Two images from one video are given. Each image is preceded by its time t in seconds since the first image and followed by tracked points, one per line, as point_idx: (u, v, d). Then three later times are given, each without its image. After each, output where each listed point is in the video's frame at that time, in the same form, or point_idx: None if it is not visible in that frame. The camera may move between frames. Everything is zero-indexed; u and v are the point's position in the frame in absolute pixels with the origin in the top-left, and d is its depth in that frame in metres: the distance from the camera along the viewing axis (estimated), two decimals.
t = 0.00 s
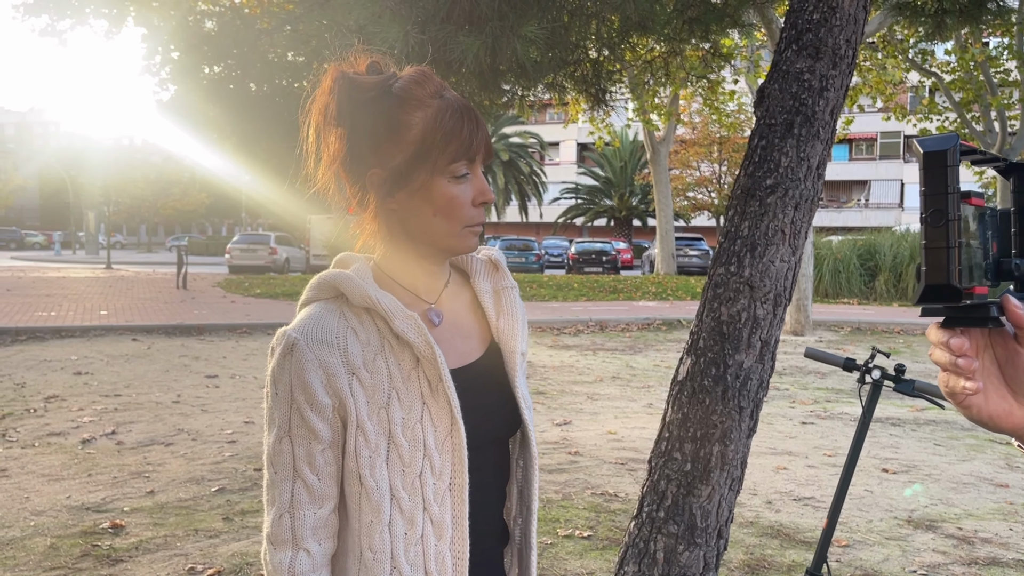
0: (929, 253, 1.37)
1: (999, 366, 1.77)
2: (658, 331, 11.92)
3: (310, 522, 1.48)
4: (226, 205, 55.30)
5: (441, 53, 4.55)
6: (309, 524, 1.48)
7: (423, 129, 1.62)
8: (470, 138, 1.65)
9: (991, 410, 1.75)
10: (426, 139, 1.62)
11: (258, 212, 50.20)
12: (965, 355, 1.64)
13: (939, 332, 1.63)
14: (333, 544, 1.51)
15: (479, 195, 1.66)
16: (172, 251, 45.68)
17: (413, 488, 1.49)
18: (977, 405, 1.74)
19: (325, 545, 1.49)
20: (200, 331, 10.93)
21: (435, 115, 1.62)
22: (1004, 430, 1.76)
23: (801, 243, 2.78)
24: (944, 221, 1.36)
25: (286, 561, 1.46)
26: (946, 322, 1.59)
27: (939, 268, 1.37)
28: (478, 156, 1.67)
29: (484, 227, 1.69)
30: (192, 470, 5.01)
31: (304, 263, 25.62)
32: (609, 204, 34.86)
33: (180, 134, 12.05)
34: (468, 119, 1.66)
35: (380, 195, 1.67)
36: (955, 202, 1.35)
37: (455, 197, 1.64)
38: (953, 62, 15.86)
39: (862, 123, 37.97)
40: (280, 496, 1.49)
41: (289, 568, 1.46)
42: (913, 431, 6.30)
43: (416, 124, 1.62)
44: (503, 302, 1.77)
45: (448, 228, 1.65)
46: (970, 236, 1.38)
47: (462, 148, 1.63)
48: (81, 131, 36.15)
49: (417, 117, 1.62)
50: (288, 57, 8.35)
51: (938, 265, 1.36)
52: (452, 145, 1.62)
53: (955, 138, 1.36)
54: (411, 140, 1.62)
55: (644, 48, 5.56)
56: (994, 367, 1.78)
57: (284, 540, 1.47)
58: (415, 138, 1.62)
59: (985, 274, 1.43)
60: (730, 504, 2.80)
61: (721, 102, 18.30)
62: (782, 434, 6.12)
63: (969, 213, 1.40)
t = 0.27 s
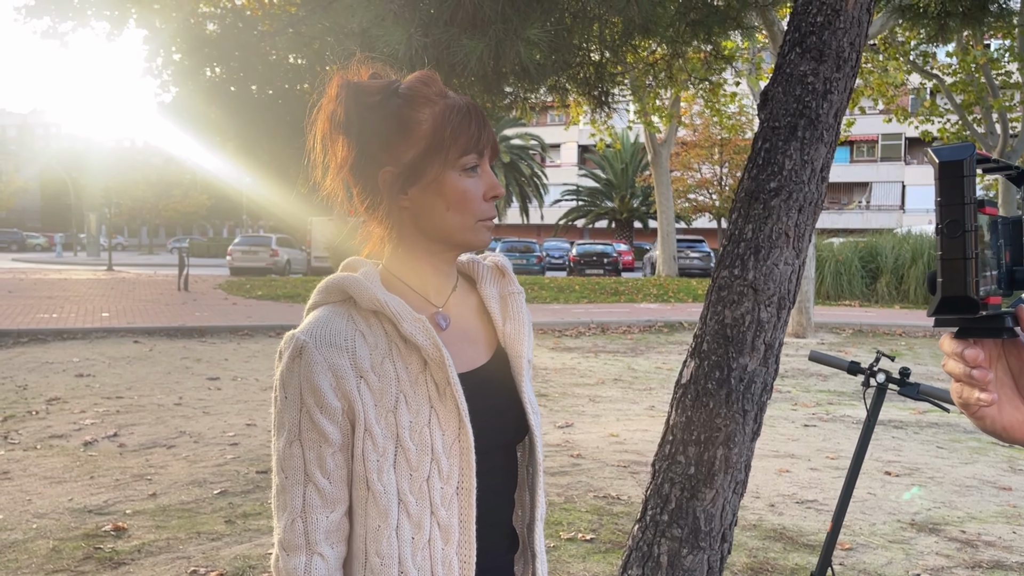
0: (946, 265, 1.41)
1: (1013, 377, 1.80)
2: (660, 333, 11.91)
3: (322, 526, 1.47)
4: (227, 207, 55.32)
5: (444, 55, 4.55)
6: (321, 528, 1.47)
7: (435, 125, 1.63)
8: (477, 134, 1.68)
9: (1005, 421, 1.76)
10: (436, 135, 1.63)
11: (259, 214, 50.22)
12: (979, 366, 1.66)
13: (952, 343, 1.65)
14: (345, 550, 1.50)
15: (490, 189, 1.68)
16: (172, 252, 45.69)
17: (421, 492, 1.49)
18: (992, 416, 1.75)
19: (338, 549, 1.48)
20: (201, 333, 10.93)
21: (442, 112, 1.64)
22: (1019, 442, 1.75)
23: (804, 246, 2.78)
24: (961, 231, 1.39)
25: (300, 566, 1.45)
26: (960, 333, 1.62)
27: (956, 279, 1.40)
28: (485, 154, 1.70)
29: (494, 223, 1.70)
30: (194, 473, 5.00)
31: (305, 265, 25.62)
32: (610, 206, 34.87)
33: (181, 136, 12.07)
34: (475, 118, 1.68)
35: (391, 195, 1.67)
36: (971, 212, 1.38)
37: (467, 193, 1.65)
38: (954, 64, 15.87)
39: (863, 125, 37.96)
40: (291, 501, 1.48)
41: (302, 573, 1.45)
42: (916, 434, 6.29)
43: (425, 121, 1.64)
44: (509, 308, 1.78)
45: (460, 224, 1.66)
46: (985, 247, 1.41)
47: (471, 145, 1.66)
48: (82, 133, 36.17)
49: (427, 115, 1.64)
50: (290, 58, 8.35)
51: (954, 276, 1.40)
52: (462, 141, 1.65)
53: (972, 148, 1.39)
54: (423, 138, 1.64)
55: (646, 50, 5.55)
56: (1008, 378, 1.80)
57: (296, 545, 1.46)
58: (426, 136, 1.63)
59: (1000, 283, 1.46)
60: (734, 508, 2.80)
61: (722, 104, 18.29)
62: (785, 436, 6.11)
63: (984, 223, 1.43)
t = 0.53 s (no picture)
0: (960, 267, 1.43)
1: None
2: (661, 334, 11.91)
3: (334, 520, 1.47)
4: (228, 209, 55.36)
5: (449, 58, 4.56)
6: (333, 522, 1.47)
7: (450, 121, 1.67)
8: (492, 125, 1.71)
9: (1015, 422, 1.77)
10: (452, 129, 1.67)
11: (261, 216, 50.26)
12: (991, 367, 1.70)
13: (965, 344, 1.68)
14: (355, 545, 1.51)
15: (508, 178, 1.70)
16: (174, 254, 45.73)
17: (433, 488, 1.50)
18: (1003, 416, 1.77)
19: (349, 544, 1.48)
20: (203, 334, 10.94)
21: (455, 109, 1.68)
22: None
23: (808, 247, 2.79)
24: (975, 234, 1.41)
25: (311, 560, 1.45)
26: (971, 334, 1.65)
27: (970, 281, 1.42)
28: (500, 149, 1.73)
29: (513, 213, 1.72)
30: (197, 474, 5.01)
31: (307, 267, 25.65)
32: (611, 208, 34.89)
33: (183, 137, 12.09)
34: (488, 114, 1.72)
35: (412, 193, 1.70)
36: (985, 215, 1.40)
37: (486, 184, 1.67)
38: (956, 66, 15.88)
39: (865, 127, 37.96)
40: (304, 494, 1.49)
41: (312, 567, 1.45)
42: (919, 435, 6.29)
43: (439, 119, 1.68)
44: (522, 312, 1.79)
45: (482, 213, 1.67)
46: (999, 249, 1.43)
47: (486, 140, 1.69)
48: (83, 135, 36.23)
49: (441, 114, 1.68)
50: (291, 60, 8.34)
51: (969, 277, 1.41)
52: (478, 135, 1.68)
53: (985, 151, 1.41)
54: (440, 135, 1.67)
55: (648, 52, 5.55)
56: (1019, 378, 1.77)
57: (308, 538, 1.47)
58: (443, 132, 1.67)
59: (1013, 284, 1.47)
60: (738, 509, 2.80)
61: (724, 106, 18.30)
62: (787, 438, 6.12)
63: (996, 225, 1.45)
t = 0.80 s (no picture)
0: (967, 269, 1.44)
1: None
2: (663, 336, 11.92)
3: (348, 517, 1.48)
4: (229, 210, 55.39)
5: (452, 61, 4.57)
6: (346, 519, 1.48)
7: (461, 125, 1.68)
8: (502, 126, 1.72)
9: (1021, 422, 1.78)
10: (463, 132, 1.68)
11: (262, 217, 50.29)
12: (998, 368, 1.70)
13: (972, 345, 1.69)
14: (367, 543, 1.51)
15: (519, 178, 1.71)
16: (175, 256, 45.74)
17: (444, 487, 1.51)
18: (1010, 417, 1.77)
19: (361, 541, 1.49)
20: (205, 336, 10.94)
21: (466, 112, 1.69)
22: None
23: (811, 249, 2.79)
24: (982, 235, 1.43)
25: (325, 557, 1.46)
26: (979, 335, 1.65)
27: (977, 283, 1.43)
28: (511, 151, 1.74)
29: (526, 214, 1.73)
30: (200, 476, 5.01)
31: (308, 269, 25.65)
32: (612, 209, 34.90)
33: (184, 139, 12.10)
34: (498, 117, 1.72)
35: (426, 196, 1.70)
36: (992, 218, 1.42)
37: (499, 186, 1.68)
38: (956, 68, 15.90)
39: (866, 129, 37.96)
40: (318, 491, 1.50)
41: (325, 564, 1.46)
42: (921, 437, 6.30)
43: (450, 122, 1.69)
44: (531, 315, 1.80)
45: (495, 215, 1.68)
46: (1007, 252, 1.44)
47: (497, 142, 1.70)
48: (85, 136, 36.26)
49: (452, 118, 1.68)
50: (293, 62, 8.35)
51: (976, 278, 1.43)
52: (489, 138, 1.69)
53: (991, 156, 1.45)
54: (452, 139, 1.68)
55: (650, 54, 5.55)
56: None
57: (321, 535, 1.47)
58: (455, 136, 1.68)
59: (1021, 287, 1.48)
60: (742, 511, 2.80)
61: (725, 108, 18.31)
62: (789, 440, 6.12)
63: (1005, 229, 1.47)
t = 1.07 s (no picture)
0: (966, 273, 1.44)
1: None
2: (664, 338, 11.92)
3: (354, 517, 1.48)
4: (231, 212, 55.43)
5: (454, 63, 4.57)
6: (352, 519, 1.48)
7: (465, 129, 1.69)
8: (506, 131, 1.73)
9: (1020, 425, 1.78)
10: (467, 137, 1.68)
11: (263, 219, 50.33)
12: (997, 370, 1.71)
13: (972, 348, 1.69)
14: (372, 542, 1.51)
15: (523, 182, 1.72)
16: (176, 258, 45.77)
17: (449, 488, 1.52)
18: (1010, 419, 1.77)
19: (367, 541, 1.49)
20: (207, 338, 10.95)
21: (470, 117, 1.70)
22: None
23: (813, 252, 2.79)
24: (982, 241, 1.43)
25: (331, 556, 1.46)
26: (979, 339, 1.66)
27: (976, 287, 1.44)
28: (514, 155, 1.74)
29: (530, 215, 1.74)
30: (202, 478, 5.02)
31: (309, 270, 25.67)
32: (613, 211, 34.91)
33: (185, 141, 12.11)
34: (501, 121, 1.73)
35: (430, 201, 1.70)
36: (990, 223, 1.43)
37: (503, 190, 1.69)
38: (957, 70, 15.89)
39: (867, 131, 37.95)
40: (324, 490, 1.50)
41: (332, 563, 1.46)
42: (922, 439, 6.29)
43: (454, 128, 1.69)
44: (535, 318, 1.81)
45: (500, 217, 1.69)
46: (1006, 256, 1.45)
47: (500, 146, 1.71)
48: (86, 138, 36.32)
49: (456, 123, 1.69)
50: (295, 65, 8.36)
51: (975, 284, 1.43)
52: (492, 143, 1.70)
53: (990, 163, 1.46)
54: (456, 143, 1.68)
55: (651, 56, 5.55)
56: None
57: (327, 534, 1.48)
58: (459, 140, 1.68)
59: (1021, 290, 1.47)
60: (743, 513, 2.81)
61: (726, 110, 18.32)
62: (790, 442, 6.12)
63: (1004, 233, 1.47)
